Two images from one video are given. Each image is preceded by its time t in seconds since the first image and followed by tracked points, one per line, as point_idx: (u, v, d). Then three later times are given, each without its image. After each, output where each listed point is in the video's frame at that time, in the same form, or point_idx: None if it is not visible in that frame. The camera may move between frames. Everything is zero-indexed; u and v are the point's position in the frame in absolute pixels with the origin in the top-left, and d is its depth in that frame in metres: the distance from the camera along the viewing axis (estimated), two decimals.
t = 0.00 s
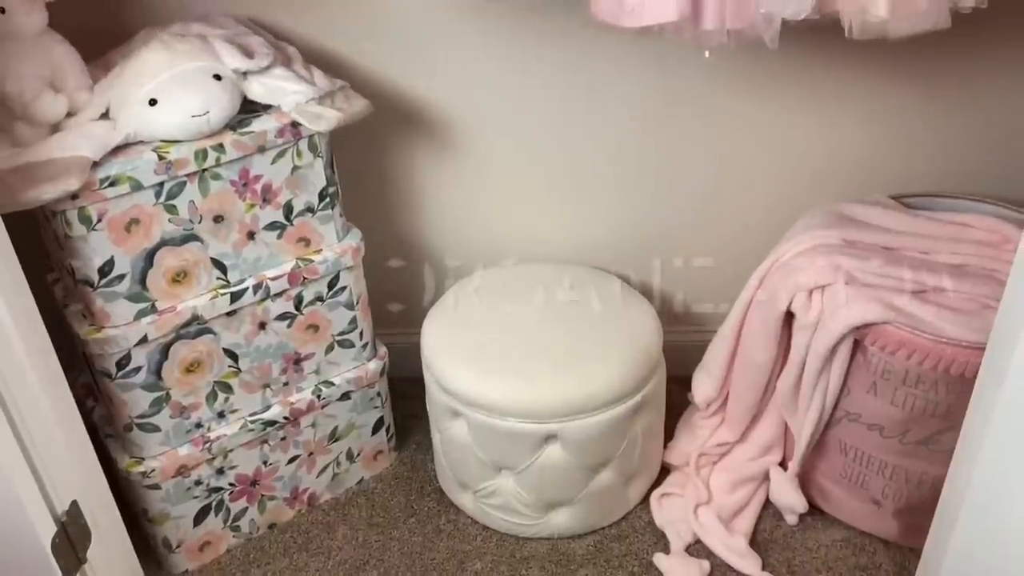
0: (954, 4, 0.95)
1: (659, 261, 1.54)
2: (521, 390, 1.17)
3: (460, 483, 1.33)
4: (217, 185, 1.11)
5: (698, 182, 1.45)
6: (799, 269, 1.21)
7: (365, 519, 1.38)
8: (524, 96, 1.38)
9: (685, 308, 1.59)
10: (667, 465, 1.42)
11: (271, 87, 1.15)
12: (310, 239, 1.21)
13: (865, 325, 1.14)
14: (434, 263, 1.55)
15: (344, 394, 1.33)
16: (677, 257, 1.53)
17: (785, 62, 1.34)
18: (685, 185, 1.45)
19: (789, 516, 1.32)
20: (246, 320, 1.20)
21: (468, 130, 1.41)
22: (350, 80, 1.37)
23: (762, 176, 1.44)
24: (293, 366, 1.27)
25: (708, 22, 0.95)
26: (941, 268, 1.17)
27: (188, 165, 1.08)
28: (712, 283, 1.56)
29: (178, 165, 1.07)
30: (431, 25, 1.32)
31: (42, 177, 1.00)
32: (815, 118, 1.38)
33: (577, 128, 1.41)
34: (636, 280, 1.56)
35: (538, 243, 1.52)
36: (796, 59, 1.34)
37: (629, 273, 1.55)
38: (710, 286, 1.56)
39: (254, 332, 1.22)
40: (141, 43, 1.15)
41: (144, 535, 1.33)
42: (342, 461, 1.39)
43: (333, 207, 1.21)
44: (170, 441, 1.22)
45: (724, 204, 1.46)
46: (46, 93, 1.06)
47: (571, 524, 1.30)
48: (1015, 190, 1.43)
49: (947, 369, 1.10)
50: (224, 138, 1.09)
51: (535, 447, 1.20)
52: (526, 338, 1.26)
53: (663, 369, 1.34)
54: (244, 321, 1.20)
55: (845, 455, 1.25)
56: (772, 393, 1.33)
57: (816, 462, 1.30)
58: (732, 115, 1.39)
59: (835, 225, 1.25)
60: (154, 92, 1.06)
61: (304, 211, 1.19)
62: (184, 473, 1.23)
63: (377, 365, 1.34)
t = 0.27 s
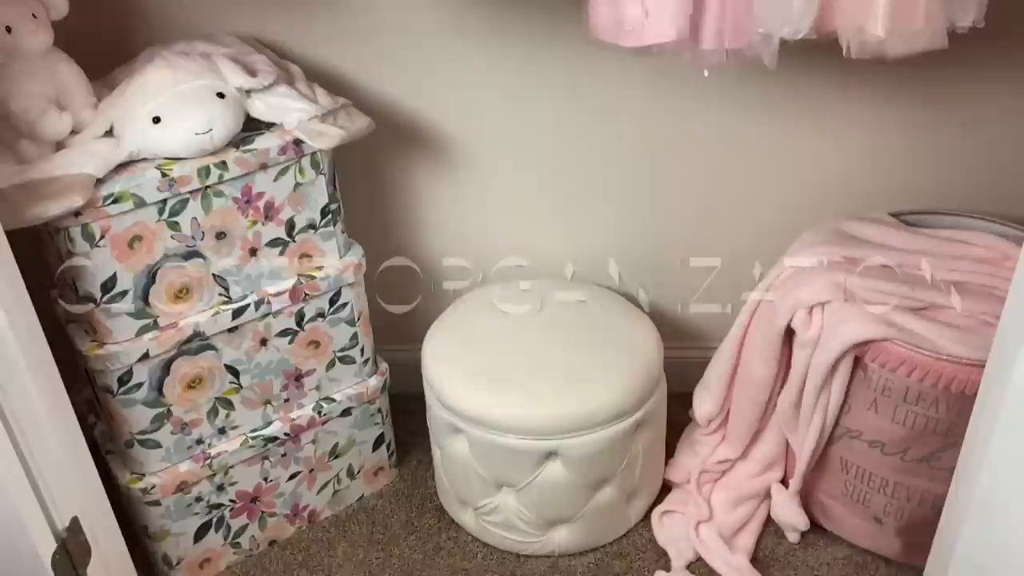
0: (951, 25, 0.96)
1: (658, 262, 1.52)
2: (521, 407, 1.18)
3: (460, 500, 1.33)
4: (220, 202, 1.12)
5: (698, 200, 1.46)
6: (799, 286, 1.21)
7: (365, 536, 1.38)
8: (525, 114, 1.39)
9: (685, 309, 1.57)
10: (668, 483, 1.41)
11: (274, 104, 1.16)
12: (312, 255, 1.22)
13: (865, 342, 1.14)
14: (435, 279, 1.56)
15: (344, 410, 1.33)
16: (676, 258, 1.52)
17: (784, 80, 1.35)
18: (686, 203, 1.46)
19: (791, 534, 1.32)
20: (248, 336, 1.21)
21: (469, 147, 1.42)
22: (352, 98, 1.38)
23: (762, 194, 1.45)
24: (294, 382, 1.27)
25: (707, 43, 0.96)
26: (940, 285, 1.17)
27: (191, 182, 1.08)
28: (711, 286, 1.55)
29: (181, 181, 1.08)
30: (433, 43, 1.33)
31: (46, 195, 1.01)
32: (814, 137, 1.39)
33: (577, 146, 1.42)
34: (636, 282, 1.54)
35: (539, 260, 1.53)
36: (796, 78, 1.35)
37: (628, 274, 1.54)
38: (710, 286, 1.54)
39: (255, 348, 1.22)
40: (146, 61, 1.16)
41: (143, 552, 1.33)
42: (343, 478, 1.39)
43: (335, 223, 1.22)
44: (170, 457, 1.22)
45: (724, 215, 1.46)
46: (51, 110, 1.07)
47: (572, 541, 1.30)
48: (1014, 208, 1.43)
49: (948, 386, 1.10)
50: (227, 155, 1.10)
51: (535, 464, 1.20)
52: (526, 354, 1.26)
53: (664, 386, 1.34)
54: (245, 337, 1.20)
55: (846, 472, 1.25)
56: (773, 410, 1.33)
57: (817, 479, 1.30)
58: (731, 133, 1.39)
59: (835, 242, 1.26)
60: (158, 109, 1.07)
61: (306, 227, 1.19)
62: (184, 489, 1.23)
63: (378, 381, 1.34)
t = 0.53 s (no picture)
0: (948, 44, 0.96)
1: (656, 260, 1.51)
2: (522, 424, 1.18)
3: (461, 517, 1.33)
4: (223, 219, 1.12)
5: (699, 217, 1.46)
6: (800, 303, 1.22)
7: (365, 554, 1.38)
8: (526, 132, 1.40)
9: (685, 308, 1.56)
10: (669, 500, 1.41)
11: (278, 122, 1.17)
12: (314, 272, 1.22)
13: (865, 359, 1.14)
14: (437, 296, 1.56)
15: (346, 427, 1.33)
16: (675, 258, 1.50)
17: (784, 99, 1.36)
18: (686, 220, 1.47)
19: (793, 552, 1.31)
20: (250, 353, 1.21)
21: (471, 165, 1.43)
22: (354, 115, 1.39)
23: (762, 211, 1.45)
24: (295, 398, 1.27)
25: (706, 61, 0.96)
26: (940, 303, 1.17)
27: (195, 199, 1.09)
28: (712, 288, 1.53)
29: (185, 199, 1.08)
30: (435, 62, 1.34)
31: (50, 212, 1.02)
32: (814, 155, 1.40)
33: (578, 164, 1.42)
34: (635, 282, 1.53)
35: (540, 277, 1.53)
36: (795, 97, 1.36)
37: (628, 273, 1.52)
38: (710, 285, 1.53)
39: (257, 365, 1.22)
40: (151, 79, 1.17)
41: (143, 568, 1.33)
42: (343, 495, 1.39)
43: (337, 240, 1.22)
44: (171, 473, 1.22)
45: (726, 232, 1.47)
46: (57, 129, 1.08)
47: (573, 558, 1.30)
48: (1013, 226, 1.44)
49: (948, 403, 1.10)
50: (230, 173, 1.11)
51: (536, 480, 1.20)
52: (527, 371, 1.26)
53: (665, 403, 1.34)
54: (247, 353, 1.21)
55: (848, 490, 1.25)
56: (775, 427, 1.33)
57: (818, 496, 1.30)
58: (731, 151, 1.40)
59: (835, 260, 1.26)
60: (162, 127, 1.08)
61: (308, 244, 1.20)
62: (184, 505, 1.23)
63: (380, 398, 1.34)
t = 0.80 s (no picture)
0: (947, 63, 0.97)
1: (656, 260, 1.50)
2: (523, 442, 1.17)
3: (462, 535, 1.32)
4: (226, 235, 1.13)
5: (699, 235, 1.47)
6: (801, 321, 1.22)
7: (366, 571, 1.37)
8: (527, 150, 1.41)
9: (686, 308, 1.54)
10: (671, 517, 1.41)
11: (281, 139, 1.18)
12: (316, 288, 1.23)
13: (867, 377, 1.14)
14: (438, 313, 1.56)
15: (347, 443, 1.33)
16: (675, 258, 1.49)
17: (784, 117, 1.36)
18: (687, 237, 1.47)
19: (795, 570, 1.30)
20: (251, 369, 1.21)
21: (473, 182, 1.44)
22: (357, 133, 1.40)
23: (763, 228, 1.46)
24: (297, 415, 1.27)
25: (706, 80, 0.97)
26: (941, 320, 1.18)
27: (198, 216, 1.10)
28: (712, 289, 1.52)
29: (188, 216, 1.09)
30: (437, 81, 1.35)
31: (55, 228, 1.03)
32: (815, 173, 1.41)
33: (579, 182, 1.43)
34: (636, 282, 1.52)
35: (541, 293, 1.54)
36: (795, 116, 1.36)
37: (628, 273, 1.51)
38: (711, 285, 1.51)
39: (259, 381, 1.22)
40: (156, 97, 1.18)
41: None
42: (344, 511, 1.38)
43: (340, 256, 1.23)
44: (171, 489, 1.22)
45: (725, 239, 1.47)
46: (61, 146, 1.08)
47: None
48: (1012, 243, 1.44)
49: (950, 421, 1.10)
50: (233, 190, 1.11)
51: (537, 498, 1.20)
52: (529, 387, 1.26)
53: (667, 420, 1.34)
54: (249, 369, 1.21)
55: (850, 508, 1.24)
56: (777, 444, 1.33)
57: (820, 514, 1.29)
58: (732, 169, 1.41)
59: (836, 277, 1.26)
60: (165, 144, 1.09)
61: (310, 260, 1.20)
62: (185, 521, 1.23)
63: (381, 414, 1.34)
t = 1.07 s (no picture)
0: (946, 83, 0.98)
1: (656, 260, 1.48)
2: (524, 459, 1.17)
3: (463, 552, 1.32)
4: (228, 252, 1.13)
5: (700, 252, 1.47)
6: (803, 338, 1.22)
7: None
8: (529, 167, 1.41)
9: (686, 308, 1.52)
10: (673, 535, 1.40)
11: (284, 157, 1.19)
12: (317, 304, 1.23)
13: (868, 394, 1.14)
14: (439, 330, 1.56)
15: (347, 460, 1.32)
16: (675, 257, 1.48)
17: (784, 136, 1.37)
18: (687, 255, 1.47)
19: None
20: (253, 385, 1.21)
21: (474, 200, 1.44)
22: (359, 151, 1.41)
23: (764, 246, 1.46)
24: (297, 432, 1.27)
25: (706, 98, 0.98)
26: (942, 338, 1.17)
27: (201, 233, 1.10)
28: (713, 289, 1.50)
29: (191, 233, 1.09)
30: (439, 100, 1.36)
31: (58, 244, 1.04)
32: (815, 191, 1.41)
33: (580, 200, 1.44)
34: (635, 282, 1.50)
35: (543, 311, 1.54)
36: (794, 134, 1.37)
37: (628, 273, 1.49)
38: (711, 285, 1.50)
39: (260, 398, 1.22)
40: (160, 115, 1.19)
41: None
42: (345, 529, 1.38)
43: (342, 272, 1.23)
44: (172, 506, 1.21)
45: (726, 249, 1.46)
46: (65, 163, 1.09)
47: None
48: (1012, 261, 1.44)
49: (952, 438, 1.09)
50: (235, 207, 1.12)
51: (538, 515, 1.20)
52: (530, 404, 1.26)
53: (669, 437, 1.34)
54: (250, 386, 1.21)
55: (852, 526, 1.23)
56: (778, 462, 1.32)
57: (823, 532, 1.29)
58: (732, 187, 1.41)
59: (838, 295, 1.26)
60: (169, 161, 1.10)
61: (312, 276, 1.21)
62: (185, 538, 1.23)
63: (382, 431, 1.34)
